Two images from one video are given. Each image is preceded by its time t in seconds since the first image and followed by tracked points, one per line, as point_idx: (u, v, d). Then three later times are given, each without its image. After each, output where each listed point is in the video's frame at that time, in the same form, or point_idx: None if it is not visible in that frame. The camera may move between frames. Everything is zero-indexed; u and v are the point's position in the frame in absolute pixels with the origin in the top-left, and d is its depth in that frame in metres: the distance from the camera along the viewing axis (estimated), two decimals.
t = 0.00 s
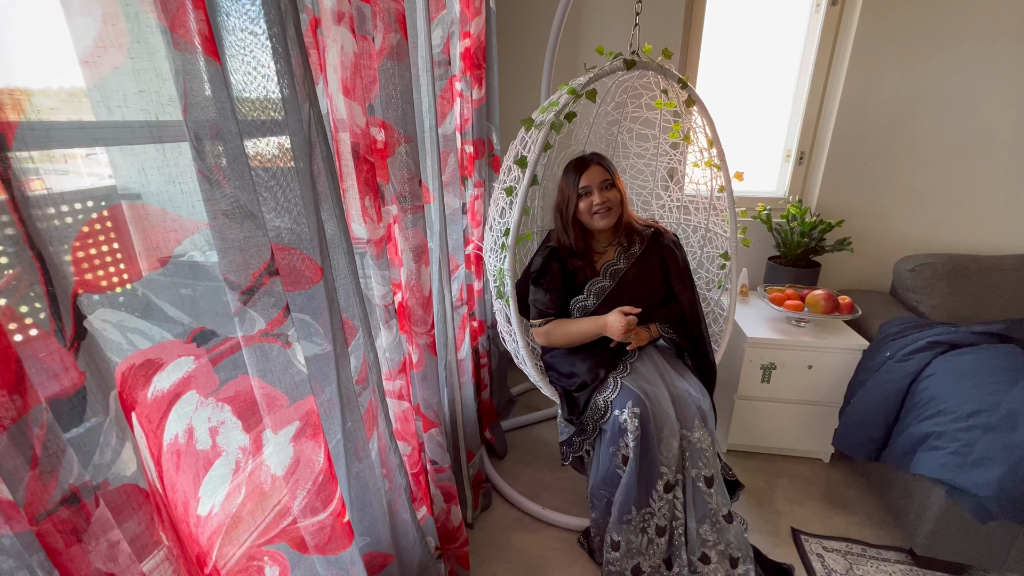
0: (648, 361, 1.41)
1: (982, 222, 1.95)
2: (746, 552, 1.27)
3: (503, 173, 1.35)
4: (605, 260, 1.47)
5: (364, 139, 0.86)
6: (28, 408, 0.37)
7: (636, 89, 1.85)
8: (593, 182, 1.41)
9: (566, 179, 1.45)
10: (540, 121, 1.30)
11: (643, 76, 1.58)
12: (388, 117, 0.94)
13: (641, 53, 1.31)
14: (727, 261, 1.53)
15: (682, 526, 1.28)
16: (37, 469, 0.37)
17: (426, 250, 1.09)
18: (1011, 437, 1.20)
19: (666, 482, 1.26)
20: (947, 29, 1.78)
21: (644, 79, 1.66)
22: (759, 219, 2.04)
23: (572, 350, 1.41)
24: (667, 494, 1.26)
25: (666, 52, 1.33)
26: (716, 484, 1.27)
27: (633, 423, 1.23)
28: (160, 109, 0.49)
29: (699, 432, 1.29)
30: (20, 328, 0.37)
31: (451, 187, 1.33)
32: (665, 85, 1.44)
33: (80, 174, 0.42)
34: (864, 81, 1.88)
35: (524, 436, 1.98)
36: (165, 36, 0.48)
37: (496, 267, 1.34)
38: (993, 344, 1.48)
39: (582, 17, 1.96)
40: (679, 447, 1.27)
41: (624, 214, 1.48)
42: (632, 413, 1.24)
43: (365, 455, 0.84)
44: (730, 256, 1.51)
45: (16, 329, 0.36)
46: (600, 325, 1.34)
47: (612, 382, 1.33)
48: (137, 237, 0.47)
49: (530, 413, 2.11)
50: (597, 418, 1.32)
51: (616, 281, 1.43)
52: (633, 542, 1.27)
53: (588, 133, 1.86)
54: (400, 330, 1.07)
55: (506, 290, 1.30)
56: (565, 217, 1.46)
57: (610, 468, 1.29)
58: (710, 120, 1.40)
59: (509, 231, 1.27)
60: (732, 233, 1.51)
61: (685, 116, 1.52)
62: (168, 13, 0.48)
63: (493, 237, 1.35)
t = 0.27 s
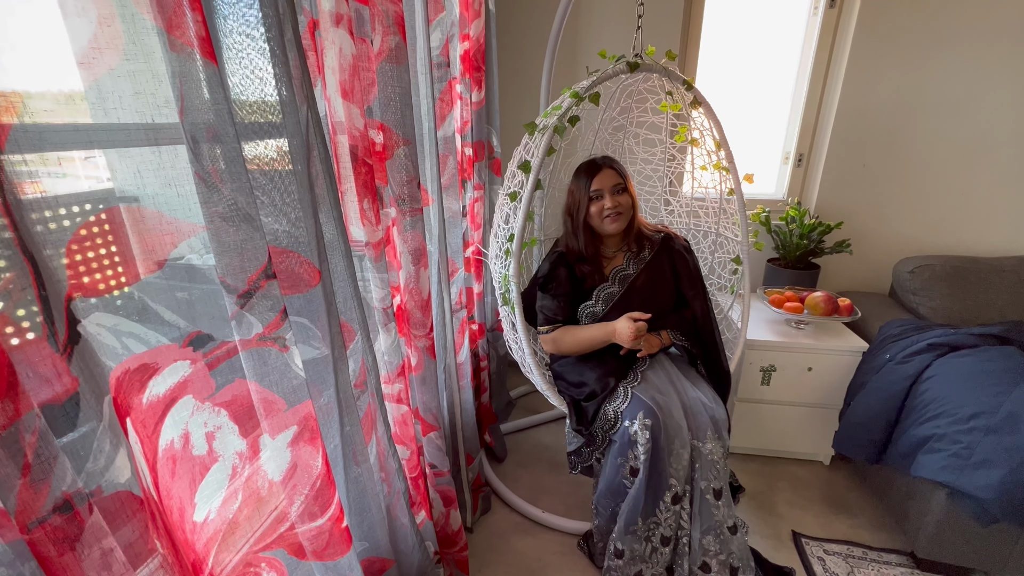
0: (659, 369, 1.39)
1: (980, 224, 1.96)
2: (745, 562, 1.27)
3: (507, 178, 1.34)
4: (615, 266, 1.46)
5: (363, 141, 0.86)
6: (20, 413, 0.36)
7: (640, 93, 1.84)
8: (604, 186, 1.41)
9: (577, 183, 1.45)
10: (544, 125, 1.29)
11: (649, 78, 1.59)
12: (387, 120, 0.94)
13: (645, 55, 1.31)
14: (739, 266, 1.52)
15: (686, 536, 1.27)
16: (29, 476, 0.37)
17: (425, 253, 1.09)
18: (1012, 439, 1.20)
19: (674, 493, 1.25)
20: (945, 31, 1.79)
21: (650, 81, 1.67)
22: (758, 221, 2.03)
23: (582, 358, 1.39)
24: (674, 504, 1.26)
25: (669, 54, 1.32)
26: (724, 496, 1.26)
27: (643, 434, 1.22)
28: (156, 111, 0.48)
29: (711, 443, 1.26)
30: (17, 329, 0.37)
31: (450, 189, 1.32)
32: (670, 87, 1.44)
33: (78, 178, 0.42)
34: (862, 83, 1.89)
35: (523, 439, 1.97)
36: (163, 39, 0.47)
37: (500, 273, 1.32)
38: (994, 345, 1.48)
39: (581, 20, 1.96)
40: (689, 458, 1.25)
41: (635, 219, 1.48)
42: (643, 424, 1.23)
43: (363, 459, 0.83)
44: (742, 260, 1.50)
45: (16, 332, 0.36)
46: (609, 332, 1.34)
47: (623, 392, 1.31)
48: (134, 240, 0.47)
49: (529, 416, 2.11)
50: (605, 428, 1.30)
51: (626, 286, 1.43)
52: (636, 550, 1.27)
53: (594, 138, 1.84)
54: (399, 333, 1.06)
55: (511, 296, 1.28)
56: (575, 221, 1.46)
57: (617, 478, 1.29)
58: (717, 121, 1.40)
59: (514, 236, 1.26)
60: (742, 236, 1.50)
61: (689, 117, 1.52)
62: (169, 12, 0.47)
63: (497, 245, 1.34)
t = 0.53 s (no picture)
0: (672, 381, 1.36)
1: (978, 226, 1.96)
2: (745, 569, 1.29)
3: (510, 186, 1.35)
4: (623, 272, 1.46)
5: (360, 144, 0.85)
6: (11, 418, 0.36)
7: (642, 99, 1.83)
8: (608, 191, 1.42)
9: (582, 189, 1.46)
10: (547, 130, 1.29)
11: (653, 83, 1.60)
12: (384, 122, 0.93)
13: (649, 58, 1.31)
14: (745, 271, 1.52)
15: (694, 548, 1.27)
16: (19, 483, 0.36)
17: (423, 255, 1.08)
18: (1011, 441, 1.20)
19: (685, 507, 1.25)
20: (942, 35, 1.80)
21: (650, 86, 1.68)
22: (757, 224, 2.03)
23: (594, 371, 1.37)
24: (684, 518, 1.25)
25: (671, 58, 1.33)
26: (734, 509, 1.26)
27: (660, 452, 1.21)
28: (152, 113, 0.48)
29: (725, 456, 1.25)
30: (13, 329, 0.36)
31: (449, 192, 1.32)
32: (672, 90, 1.44)
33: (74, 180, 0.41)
34: (859, 86, 1.89)
35: (522, 443, 1.97)
36: (159, 40, 0.47)
37: (505, 282, 1.33)
38: (993, 347, 1.47)
39: (579, 24, 1.96)
40: (702, 472, 1.25)
41: (639, 225, 1.48)
42: (659, 442, 1.21)
43: (361, 463, 0.82)
44: (750, 265, 1.49)
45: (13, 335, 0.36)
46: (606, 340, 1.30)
47: (636, 406, 1.29)
48: (133, 243, 0.46)
49: (528, 419, 2.10)
50: (619, 444, 1.28)
51: (635, 292, 1.42)
52: (642, 561, 1.27)
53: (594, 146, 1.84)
54: (397, 336, 1.06)
55: (516, 305, 1.28)
56: (581, 227, 1.46)
57: (627, 493, 1.27)
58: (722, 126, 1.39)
59: (520, 244, 1.26)
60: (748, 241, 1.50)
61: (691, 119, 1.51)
62: (167, 12, 0.47)
63: (500, 252, 1.35)
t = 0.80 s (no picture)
0: (684, 391, 1.35)
1: (979, 229, 1.96)
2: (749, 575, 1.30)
3: (513, 192, 1.34)
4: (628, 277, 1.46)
5: (359, 147, 0.85)
6: None
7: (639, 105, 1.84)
8: (615, 193, 1.42)
9: (588, 192, 1.46)
10: (550, 133, 1.28)
11: (651, 87, 1.60)
12: (383, 125, 0.93)
13: (650, 61, 1.31)
14: (745, 275, 1.51)
15: (701, 556, 1.27)
16: (6, 492, 0.35)
17: (422, 259, 1.08)
18: (1015, 445, 1.18)
19: (697, 518, 1.24)
20: (941, 38, 1.80)
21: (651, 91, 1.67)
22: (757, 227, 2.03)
23: (605, 384, 1.35)
24: (694, 528, 1.25)
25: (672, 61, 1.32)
26: (745, 518, 1.26)
27: (677, 469, 1.19)
28: (147, 115, 0.47)
29: (740, 467, 1.24)
30: (8, 329, 0.36)
31: (448, 196, 1.32)
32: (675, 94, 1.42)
33: (75, 189, 0.41)
34: (858, 89, 1.89)
35: (522, 447, 1.96)
36: (154, 41, 0.47)
37: (508, 292, 1.32)
38: (995, 350, 1.47)
39: (579, 28, 1.97)
40: (715, 484, 1.24)
41: (645, 231, 1.49)
42: (676, 458, 1.19)
43: (360, 468, 0.82)
44: (749, 269, 1.49)
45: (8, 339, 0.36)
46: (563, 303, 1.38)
47: (651, 419, 1.27)
48: (132, 248, 0.46)
49: (528, 423, 2.09)
50: (634, 459, 1.26)
51: (640, 299, 1.42)
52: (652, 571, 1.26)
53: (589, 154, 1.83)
54: (396, 340, 1.05)
55: (523, 314, 1.25)
56: (586, 230, 1.46)
57: (639, 507, 1.25)
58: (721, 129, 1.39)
59: (523, 250, 1.25)
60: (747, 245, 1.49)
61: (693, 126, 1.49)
62: (165, 12, 0.47)
63: (504, 260, 1.34)
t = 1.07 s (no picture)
0: (680, 394, 1.34)
1: (981, 231, 1.95)
2: None
3: (509, 193, 1.34)
4: (625, 281, 1.46)
5: (358, 148, 0.85)
6: None
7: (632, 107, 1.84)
8: (620, 198, 1.42)
9: (592, 194, 1.45)
10: (548, 135, 1.28)
11: (646, 89, 1.60)
12: (383, 127, 0.93)
13: (646, 63, 1.30)
14: (739, 277, 1.49)
15: (705, 561, 1.26)
16: None
17: (422, 261, 1.07)
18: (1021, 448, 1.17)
19: (699, 520, 1.23)
20: (941, 40, 1.80)
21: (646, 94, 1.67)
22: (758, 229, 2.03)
23: (604, 387, 1.33)
24: (697, 531, 1.24)
25: (670, 63, 1.32)
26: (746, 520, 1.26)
27: (679, 470, 1.17)
28: (143, 115, 0.47)
29: (739, 468, 1.24)
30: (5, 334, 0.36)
31: (448, 199, 1.31)
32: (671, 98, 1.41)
33: (69, 190, 0.41)
34: (859, 91, 1.89)
35: (523, 451, 1.95)
36: (152, 42, 0.46)
37: (505, 295, 1.30)
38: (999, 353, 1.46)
39: (578, 31, 1.97)
40: (716, 486, 1.23)
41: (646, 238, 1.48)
42: (678, 459, 1.18)
43: (359, 473, 0.81)
44: (743, 271, 1.47)
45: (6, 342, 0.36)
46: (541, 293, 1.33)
47: (650, 421, 1.26)
48: (133, 251, 0.46)
49: (529, 427, 2.08)
50: (634, 462, 1.24)
51: (637, 301, 1.41)
52: None
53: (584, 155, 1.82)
54: (396, 344, 1.04)
55: (522, 318, 1.23)
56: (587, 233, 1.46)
57: (640, 511, 1.24)
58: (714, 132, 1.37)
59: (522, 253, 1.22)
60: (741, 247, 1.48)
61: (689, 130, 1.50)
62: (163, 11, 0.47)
63: (500, 263, 1.32)
